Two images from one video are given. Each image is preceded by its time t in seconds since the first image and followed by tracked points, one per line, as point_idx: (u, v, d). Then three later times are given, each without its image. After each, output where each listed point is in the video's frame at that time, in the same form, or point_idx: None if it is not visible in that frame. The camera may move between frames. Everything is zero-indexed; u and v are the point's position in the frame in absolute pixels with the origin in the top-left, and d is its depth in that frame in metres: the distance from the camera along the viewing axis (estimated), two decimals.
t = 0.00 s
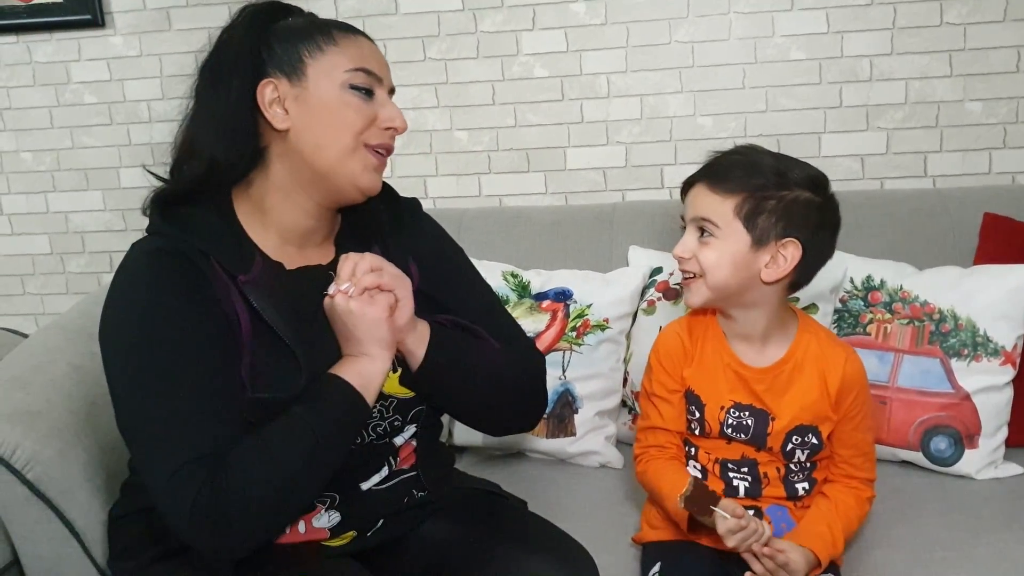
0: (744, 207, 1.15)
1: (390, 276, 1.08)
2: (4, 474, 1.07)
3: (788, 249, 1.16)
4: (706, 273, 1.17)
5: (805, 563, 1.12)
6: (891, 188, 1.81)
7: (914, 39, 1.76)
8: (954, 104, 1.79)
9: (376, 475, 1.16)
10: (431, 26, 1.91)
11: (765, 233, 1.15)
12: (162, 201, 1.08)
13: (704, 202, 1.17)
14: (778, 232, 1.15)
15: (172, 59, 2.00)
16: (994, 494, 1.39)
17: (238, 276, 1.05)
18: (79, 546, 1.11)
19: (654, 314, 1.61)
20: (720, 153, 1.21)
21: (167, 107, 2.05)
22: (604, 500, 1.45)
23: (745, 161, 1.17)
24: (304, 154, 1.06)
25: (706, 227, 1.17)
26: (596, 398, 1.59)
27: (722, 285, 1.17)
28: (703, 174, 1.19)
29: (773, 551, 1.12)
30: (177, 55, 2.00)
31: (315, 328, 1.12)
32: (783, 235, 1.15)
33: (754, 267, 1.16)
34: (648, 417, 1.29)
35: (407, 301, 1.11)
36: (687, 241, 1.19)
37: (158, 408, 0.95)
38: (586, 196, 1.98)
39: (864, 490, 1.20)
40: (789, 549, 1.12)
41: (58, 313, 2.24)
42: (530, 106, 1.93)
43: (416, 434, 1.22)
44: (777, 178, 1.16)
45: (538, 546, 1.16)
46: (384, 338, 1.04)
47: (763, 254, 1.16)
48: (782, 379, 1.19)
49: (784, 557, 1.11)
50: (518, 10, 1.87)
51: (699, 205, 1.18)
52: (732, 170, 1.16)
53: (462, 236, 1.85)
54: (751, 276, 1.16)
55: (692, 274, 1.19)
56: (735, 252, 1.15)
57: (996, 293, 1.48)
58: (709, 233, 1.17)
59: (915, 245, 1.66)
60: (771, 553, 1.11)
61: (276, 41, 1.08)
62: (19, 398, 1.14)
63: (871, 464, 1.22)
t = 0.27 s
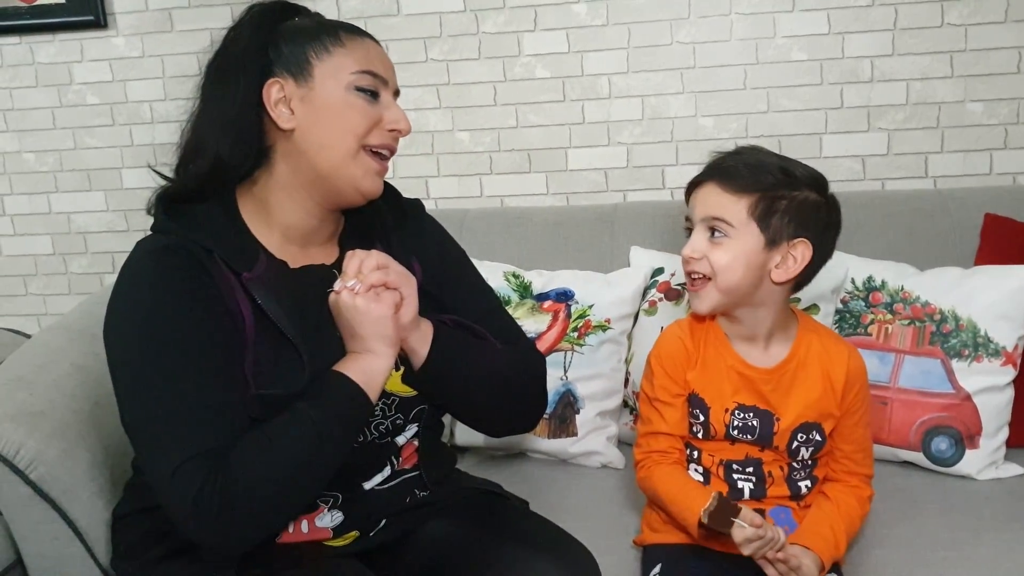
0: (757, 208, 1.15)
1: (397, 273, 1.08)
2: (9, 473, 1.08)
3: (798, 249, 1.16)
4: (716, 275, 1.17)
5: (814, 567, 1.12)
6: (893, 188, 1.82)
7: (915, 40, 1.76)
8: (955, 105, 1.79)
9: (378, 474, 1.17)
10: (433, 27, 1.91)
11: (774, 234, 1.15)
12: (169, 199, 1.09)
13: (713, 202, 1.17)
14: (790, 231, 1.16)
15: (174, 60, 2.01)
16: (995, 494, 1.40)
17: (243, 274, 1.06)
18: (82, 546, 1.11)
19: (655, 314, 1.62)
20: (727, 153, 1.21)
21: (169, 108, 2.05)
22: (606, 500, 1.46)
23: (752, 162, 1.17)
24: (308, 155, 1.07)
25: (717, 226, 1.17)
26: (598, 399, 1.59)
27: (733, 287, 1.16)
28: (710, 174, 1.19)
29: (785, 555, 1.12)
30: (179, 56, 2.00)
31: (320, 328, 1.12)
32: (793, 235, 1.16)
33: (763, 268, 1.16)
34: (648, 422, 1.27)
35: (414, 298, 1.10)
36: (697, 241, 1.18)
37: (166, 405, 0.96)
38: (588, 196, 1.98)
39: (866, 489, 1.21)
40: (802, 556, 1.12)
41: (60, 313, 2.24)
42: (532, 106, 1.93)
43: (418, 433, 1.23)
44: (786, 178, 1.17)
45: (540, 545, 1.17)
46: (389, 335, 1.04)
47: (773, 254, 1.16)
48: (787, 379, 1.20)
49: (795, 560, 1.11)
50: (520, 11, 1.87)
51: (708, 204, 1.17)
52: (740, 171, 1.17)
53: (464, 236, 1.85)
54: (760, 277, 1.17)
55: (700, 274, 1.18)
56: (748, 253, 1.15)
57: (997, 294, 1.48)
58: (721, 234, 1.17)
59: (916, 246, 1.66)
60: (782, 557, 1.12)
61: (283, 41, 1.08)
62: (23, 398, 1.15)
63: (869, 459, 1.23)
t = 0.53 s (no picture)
0: (743, 205, 1.15)
1: (408, 279, 1.08)
2: (10, 472, 1.08)
3: (784, 249, 1.16)
4: (703, 271, 1.17)
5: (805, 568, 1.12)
6: (893, 187, 1.81)
7: (915, 38, 1.76)
8: (955, 103, 1.79)
9: (378, 474, 1.17)
10: (433, 26, 1.91)
11: (760, 233, 1.15)
12: (172, 194, 1.09)
13: (703, 200, 1.17)
14: (776, 231, 1.16)
15: (174, 59, 2.01)
16: (995, 492, 1.40)
17: (244, 273, 1.05)
18: (83, 544, 1.11)
19: (655, 313, 1.62)
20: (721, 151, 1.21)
21: (169, 106, 2.05)
22: (606, 498, 1.46)
23: (744, 159, 1.17)
24: (311, 154, 1.07)
25: (705, 224, 1.17)
26: (598, 397, 1.59)
27: (720, 283, 1.17)
28: (702, 171, 1.19)
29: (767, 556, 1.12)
30: (179, 54, 2.00)
31: (322, 326, 1.11)
32: (779, 234, 1.16)
33: (751, 266, 1.16)
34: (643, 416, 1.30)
35: (421, 304, 1.10)
36: (685, 237, 1.19)
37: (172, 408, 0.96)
38: (588, 195, 1.98)
39: (864, 488, 1.21)
40: (787, 558, 1.11)
41: (61, 312, 2.24)
42: (532, 105, 1.93)
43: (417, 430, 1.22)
44: (775, 177, 1.16)
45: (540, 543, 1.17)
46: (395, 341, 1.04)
47: (759, 253, 1.16)
48: (777, 375, 1.19)
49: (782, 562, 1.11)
50: (520, 10, 1.87)
51: (698, 202, 1.18)
52: (731, 168, 1.16)
53: (464, 234, 1.85)
54: (747, 275, 1.17)
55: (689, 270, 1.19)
56: (733, 251, 1.15)
57: (997, 292, 1.48)
58: (707, 231, 1.17)
59: (916, 244, 1.66)
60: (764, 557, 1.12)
61: (286, 40, 1.08)
62: (23, 396, 1.15)
63: (872, 457, 1.22)
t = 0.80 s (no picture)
0: (734, 208, 1.16)
1: (429, 304, 1.07)
2: (10, 475, 1.08)
3: (772, 254, 1.16)
4: (694, 271, 1.18)
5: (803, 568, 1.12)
6: (892, 191, 1.82)
7: (914, 43, 1.77)
8: (954, 108, 1.80)
9: (380, 479, 1.17)
10: (433, 30, 1.92)
11: (749, 236, 1.15)
12: (177, 199, 1.10)
13: (698, 202, 1.18)
14: (765, 235, 1.15)
15: (174, 63, 2.01)
16: (994, 496, 1.40)
17: (249, 280, 1.06)
18: (82, 547, 1.11)
19: (655, 317, 1.62)
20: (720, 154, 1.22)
21: (170, 110, 2.05)
22: (606, 502, 1.46)
23: (740, 163, 1.18)
24: (314, 157, 1.07)
25: (696, 225, 1.18)
26: (598, 401, 1.59)
27: (710, 283, 1.18)
28: (699, 174, 1.20)
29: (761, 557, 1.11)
30: (179, 58, 2.00)
31: (325, 332, 1.11)
32: (767, 239, 1.15)
33: (739, 270, 1.16)
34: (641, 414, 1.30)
35: (439, 330, 1.10)
36: (678, 237, 1.20)
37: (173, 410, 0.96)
38: (588, 199, 1.99)
39: (861, 492, 1.20)
40: (783, 563, 1.11)
41: (61, 316, 2.24)
42: (532, 109, 1.94)
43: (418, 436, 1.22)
44: (771, 182, 1.16)
45: (540, 546, 1.17)
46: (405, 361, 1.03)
47: (749, 257, 1.16)
48: (770, 377, 1.19)
49: (777, 563, 1.11)
50: (520, 15, 1.88)
51: (692, 204, 1.19)
52: (727, 171, 1.17)
53: (464, 238, 1.86)
54: (737, 278, 1.17)
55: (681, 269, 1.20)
56: (722, 253, 1.16)
57: (996, 296, 1.49)
58: (699, 232, 1.18)
59: (915, 248, 1.67)
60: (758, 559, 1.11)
61: (292, 45, 1.08)
62: (23, 400, 1.15)
63: (869, 461, 1.22)
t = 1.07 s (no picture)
0: (745, 217, 1.16)
1: (453, 344, 1.06)
2: (15, 480, 1.08)
3: (783, 261, 1.17)
4: (703, 279, 1.18)
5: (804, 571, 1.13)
6: (892, 198, 1.83)
7: (914, 51, 1.78)
8: (954, 115, 1.80)
9: (381, 485, 1.17)
10: (435, 37, 1.93)
11: (761, 244, 1.16)
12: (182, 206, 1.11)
13: (705, 210, 1.18)
14: (776, 243, 1.17)
15: (178, 70, 2.02)
16: (994, 502, 1.40)
17: (252, 289, 1.06)
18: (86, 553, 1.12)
19: (656, 323, 1.63)
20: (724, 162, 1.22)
21: (173, 117, 2.06)
22: (607, 508, 1.46)
23: (747, 170, 1.18)
24: (322, 167, 1.07)
25: (706, 233, 1.18)
26: (599, 406, 1.60)
27: (719, 292, 1.17)
28: (703, 182, 1.20)
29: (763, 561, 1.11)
30: (183, 65, 2.01)
31: (329, 341, 1.11)
32: (778, 246, 1.17)
33: (751, 276, 1.17)
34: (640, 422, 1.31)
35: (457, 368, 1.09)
36: (685, 246, 1.19)
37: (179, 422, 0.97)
38: (589, 206, 1.99)
39: (861, 493, 1.21)
40: (788, 567, 1.11)
41: (64, 321, 2.25)
42: (534, 116, 1.94)
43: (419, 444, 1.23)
44: (777, 190, 1.17)
45: (543, 552, 1.17)
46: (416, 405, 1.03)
47: (758, 264, 1.17)
48: (771, 383, 1.20)
49: (780, 567, 1.11)
50: (522, 22, 1.89)
51: (699, 211, 1.18)
52: (732, 180, 1.17)
53: (466, 244, 1.86)
54: (747, 285, 1.18)
55: (688, 278, 1.19)
56: (733, 260, 1.16)
57: (997, 303, 1.49)
58: (708, 240, 1.18)
59: (915, 255, 1.67)
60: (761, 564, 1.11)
61: (300, 54, 1.09)
62: (28, 405, 1.15)
63: (866, 463, 1.23)
